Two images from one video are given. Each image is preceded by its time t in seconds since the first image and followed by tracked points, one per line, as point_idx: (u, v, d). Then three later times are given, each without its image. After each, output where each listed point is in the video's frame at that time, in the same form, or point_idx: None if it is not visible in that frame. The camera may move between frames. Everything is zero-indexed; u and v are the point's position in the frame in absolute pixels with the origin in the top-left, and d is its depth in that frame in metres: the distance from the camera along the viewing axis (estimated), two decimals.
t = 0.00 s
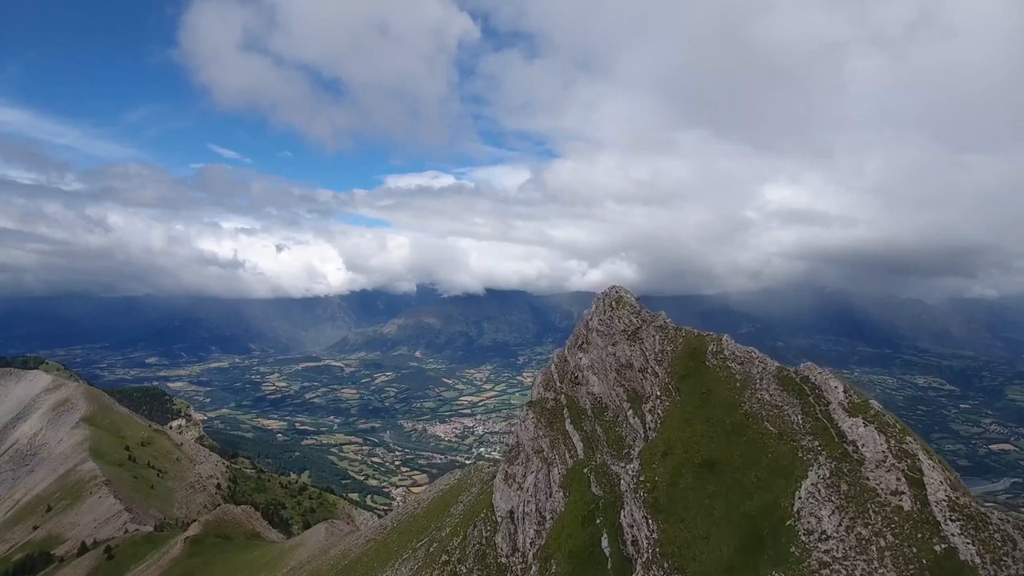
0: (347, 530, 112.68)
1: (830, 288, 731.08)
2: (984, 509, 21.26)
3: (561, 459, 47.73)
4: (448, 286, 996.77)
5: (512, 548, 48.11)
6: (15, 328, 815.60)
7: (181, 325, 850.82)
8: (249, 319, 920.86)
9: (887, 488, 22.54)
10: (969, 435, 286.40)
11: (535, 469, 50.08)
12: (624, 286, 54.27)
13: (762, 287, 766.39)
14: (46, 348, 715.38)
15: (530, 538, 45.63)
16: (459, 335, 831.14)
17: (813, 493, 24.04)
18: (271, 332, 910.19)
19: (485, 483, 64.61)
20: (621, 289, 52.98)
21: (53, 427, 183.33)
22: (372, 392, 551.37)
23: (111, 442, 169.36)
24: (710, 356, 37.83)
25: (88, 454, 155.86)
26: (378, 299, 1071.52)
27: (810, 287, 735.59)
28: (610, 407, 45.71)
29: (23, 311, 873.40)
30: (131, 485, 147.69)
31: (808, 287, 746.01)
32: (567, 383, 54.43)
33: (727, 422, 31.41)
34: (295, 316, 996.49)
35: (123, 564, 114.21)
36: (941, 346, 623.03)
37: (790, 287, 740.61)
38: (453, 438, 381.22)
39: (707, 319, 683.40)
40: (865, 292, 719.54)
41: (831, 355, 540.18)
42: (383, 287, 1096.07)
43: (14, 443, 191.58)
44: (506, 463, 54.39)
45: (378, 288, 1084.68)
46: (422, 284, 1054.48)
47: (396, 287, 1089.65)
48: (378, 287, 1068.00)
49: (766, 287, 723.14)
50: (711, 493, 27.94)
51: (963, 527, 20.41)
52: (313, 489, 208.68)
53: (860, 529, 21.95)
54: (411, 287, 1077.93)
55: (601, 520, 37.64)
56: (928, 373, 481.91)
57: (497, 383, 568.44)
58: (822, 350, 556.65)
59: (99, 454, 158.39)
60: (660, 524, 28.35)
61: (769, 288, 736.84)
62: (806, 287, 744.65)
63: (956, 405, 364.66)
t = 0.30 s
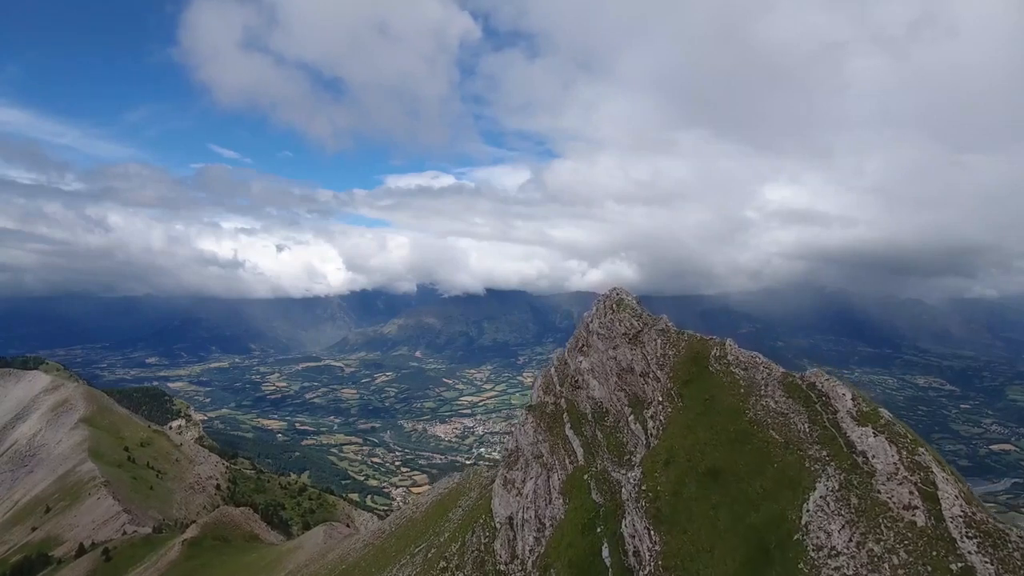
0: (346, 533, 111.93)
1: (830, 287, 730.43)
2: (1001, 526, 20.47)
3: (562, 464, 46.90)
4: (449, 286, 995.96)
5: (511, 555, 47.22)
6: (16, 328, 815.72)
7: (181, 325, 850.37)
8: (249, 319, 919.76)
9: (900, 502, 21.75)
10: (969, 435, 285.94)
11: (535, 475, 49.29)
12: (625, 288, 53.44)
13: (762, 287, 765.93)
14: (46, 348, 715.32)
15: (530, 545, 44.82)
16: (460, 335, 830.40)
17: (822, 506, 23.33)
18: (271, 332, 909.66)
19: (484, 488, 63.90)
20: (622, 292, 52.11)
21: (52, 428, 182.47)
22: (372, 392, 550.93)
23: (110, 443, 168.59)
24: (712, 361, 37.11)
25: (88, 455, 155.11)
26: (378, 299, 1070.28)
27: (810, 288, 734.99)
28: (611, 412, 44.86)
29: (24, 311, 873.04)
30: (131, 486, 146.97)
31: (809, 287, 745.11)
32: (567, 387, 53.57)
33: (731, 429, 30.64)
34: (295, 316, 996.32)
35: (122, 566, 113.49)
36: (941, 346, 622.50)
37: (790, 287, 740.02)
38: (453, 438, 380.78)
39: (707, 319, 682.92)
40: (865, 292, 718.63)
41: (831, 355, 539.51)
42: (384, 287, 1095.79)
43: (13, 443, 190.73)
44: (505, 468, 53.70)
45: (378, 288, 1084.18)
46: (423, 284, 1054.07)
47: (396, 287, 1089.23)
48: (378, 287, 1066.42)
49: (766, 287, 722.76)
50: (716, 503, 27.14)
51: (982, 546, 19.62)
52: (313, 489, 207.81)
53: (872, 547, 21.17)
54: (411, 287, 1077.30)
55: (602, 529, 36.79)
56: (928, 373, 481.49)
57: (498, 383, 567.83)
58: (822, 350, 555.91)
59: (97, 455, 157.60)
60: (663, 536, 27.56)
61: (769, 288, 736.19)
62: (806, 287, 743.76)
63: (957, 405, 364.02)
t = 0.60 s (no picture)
0: (344, 536, 111.09)
1: (831, 287, 729.51)
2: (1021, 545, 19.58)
3: (561, 470, 46.06)
4: (449, 286, 995.03)
5: (510, 562, 46.32)
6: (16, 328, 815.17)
7: (181, 325, 849.69)
8: (249, 319, 919.07)
9: (913, 517, 20.95)
10: (970, 435, 285.03)
11: (534, 481, 48.50)
12: (625, 290, 52.58)
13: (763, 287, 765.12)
14: (46, 348, 714.87)
15: (529, 553, 43.94)
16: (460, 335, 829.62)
17: (831, 521, 22.51)
18: (271, 332, 909.20)
19: (483, 493, 63.10)
20: (622, 295, 51.24)
21: (51, 429, 181.54)
22: (372, 392, 550.26)
23: (109, 444, 167.75)
24: (716, 367, 36.13)
25: (87, 455, 154.31)
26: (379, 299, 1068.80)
27: (811, 288, 734.17)
28: (612, 418, 43.98)
29: (24, 311, 872.24)
30: (129, 487, 146.06)
31: (809, 287, 744.30)
32: (567, 391, 52.70)
33: (735, 437, 29.88)
34: (295, 316, 995.59)
35: (119, 568, 112.45)
36: (941, 346, 621.55)
37: (790, 287, 739.15)
38: (453, 438, 379.96)
39: (708, 319, 681.94)
40: (865, 292, 717.56)
41: (832, 355, 538.70)
42: (384, 287, 1095.23)
43: (12, 444, 189.86)
44: (504, 474, 52.82)
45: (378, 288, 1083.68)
46: (423, 284, 1053.33)
47: (397, 287, 1088.56)
48: (378, 287, 1066.18)
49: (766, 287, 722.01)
50: (719, 515, 26.22)
51: (1001, 566, 18.79)
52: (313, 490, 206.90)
53: (887, 565, 20.30)
54: (411, 287, 1076.43)
55: (602, 538, 35.92)
56: (928, 373, 480.77)
57: (498, 383, 567.06)
58: (822, 350, 555.17)
59: (96, 455, 156.79)
60: (665, 549, 26.70)
61: (770, 288, 735.41)
62: (807, 287, 742.56)
63: (957, 405, 363.14)
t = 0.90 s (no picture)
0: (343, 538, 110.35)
1: (831, 287, 728.55)
2: None
3: (561, 476, 45.28)
4: (449, 286, 993.82)
5: (509, 569, 45.56)
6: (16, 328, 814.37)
7: (181, 325, 848.79)
8: (249, 319, 918.28)
9: (928, 533, 20.45)
10: (971, 434, 284.20)
11: (533, 486, 47.76)
12: (625, 292, 51.81)
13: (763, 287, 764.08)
14: (47, 348, 714.15)
15: (528, 560, 43.20)
16: (460, 335, 828.89)
17: (841, 535, 21.99)
18: (272, 332, 908.81)
19: (482, 497, 62.39)
20: (623, 296, 50.48)
21: (50, 430, 180.73)
22: (372, 392, 549.54)
23: (108, 444, 166.98)
24: (720, 371, 35.38)
25: (86, 456, 153.61)
26: (379, 299, 1068.20)
27: (811, 288, 733.07)
28: (613, 422, 43.19)
29: (24, 310, 871.22)
30: (128, 488, 145.33)
31: (809, 287, 743.35)
32: (567, 394, 51.87)
33: (738, 445, 29.23)
34: (295, 316, 994.76)
35: (117, 570, 111.47)
36: (941, 346, 620.37)
37: (790, 287, 738.02)
38: (454, 438, 379.35)
39: (708, 319, 680.94)
40: (866, 292, 716.41)
41: (832, 355, 537.85)
42: (384, 287, 1094.40)
43: (11, 444, 188.92)
44: (503, 478, 52.13)
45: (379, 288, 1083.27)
46: (423, 284, 1052.34)
47: (397, 287, 1087.49)
48: (378, 287, 1065.46)
49: (766, 287, 721.05)
50: (723, 526, 25.54)
51: None
52: (313, 490, 205.98)
53: None
54: (412, 287, 1075.28)
55: (602, 546, 35.23)
56: (928, 373, 479.80)
57: (498, 384, 566.36)
58: (823, 350, 554.09)
59: (95, 456, 156.11)
60: (668, 561, 26.06)
61: (770, 288, 734.47)
62: (807, 287, 741.22)
63: (958, 405, 362.17)
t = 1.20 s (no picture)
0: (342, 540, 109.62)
1: (832, 287, 727.24)
2: None
3: (561, 481, 44.50)
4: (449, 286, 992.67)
5: None
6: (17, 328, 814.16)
7: (182, 325, 847.93)
8: (249, 319, 917.60)
9: (940, 547, 19.91)
10: (971, 434, 282.91)
11: (533, 490, 46.98)
12: (626, 293, 51.00)
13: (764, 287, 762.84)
14: (47, 348, 713.66)
15: (527, 567, 42.45)
16: (460, 335, 827.77)
17: (853, 549, 21.33)
18: (272, 331, 907.85)
19: (482, 499, 61.79)
20: (624, 298, 49.52)
21: (49, 430, 179.89)
22: (372, 391, 548.78)
23: (107, 445, 166.01)
24: (723, 376, 34.57)
25: (85, 457, 152.80)
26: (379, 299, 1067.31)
27: (812, 288, 731.81)
28: (613, 427, 42.40)
29: (24, 310, 870.80)
30: (127, 489, 144.33)
31: (810, 287, 742.09)
32: (567, 397, 51.07)
33: (744, 453, 28.48)
34: (296, 316, 993.86)
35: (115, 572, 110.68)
36: (942, 346, 618.83)
37: (791, 288, 736.68)
38: (454, 438, 378.51)
39: (709, 319, 679.92)
40: (866, 292, 714.86)
41: (833, 355, 536.79)
42: (385, 287, 1093.87)
43: (10, 445, 188.12)
44: (502, 483, 51.25)
45: (379, 288, 1082.43)
46: (423, 284, 1051.55)
47: (397, 287, 1086.74)
48: (379, 287, 1065.07)
49: (767, 287, 720.01)
50: (728, 537, 24.84)
51: None
52: (313, 491, 205.10)
53: None
54: (412, 287, 1074.58)
55: (603, 554, 34.44)
56: (929, 373, 478.63)
57: (498, 383, 565.39)
58: (823, 350, 552.82)
59: (94, 457, 155.23)
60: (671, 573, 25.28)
61: (771, 288, 733.15)
62: (808, 287, 739.91)
63: (958, 405, 360.83)
